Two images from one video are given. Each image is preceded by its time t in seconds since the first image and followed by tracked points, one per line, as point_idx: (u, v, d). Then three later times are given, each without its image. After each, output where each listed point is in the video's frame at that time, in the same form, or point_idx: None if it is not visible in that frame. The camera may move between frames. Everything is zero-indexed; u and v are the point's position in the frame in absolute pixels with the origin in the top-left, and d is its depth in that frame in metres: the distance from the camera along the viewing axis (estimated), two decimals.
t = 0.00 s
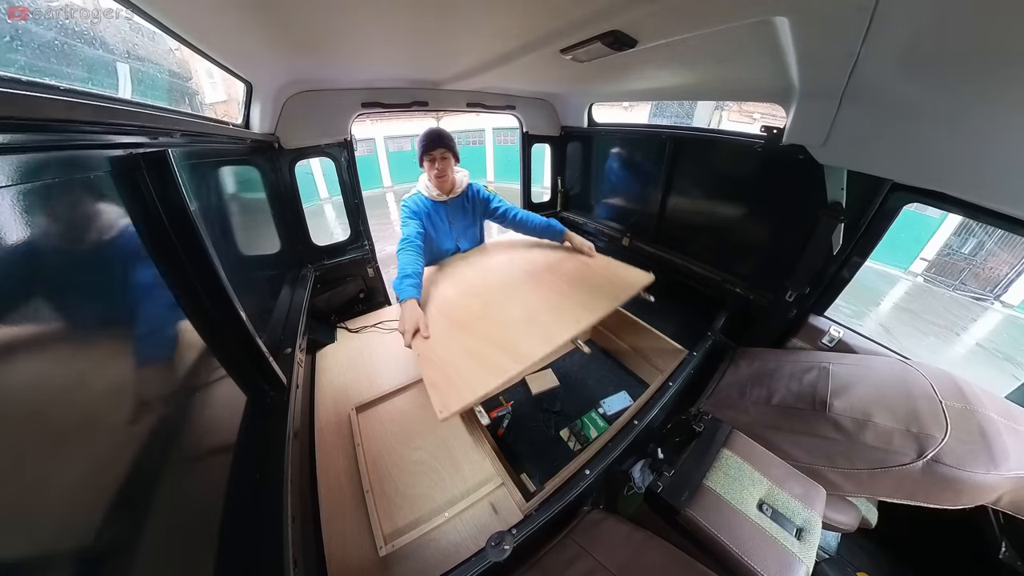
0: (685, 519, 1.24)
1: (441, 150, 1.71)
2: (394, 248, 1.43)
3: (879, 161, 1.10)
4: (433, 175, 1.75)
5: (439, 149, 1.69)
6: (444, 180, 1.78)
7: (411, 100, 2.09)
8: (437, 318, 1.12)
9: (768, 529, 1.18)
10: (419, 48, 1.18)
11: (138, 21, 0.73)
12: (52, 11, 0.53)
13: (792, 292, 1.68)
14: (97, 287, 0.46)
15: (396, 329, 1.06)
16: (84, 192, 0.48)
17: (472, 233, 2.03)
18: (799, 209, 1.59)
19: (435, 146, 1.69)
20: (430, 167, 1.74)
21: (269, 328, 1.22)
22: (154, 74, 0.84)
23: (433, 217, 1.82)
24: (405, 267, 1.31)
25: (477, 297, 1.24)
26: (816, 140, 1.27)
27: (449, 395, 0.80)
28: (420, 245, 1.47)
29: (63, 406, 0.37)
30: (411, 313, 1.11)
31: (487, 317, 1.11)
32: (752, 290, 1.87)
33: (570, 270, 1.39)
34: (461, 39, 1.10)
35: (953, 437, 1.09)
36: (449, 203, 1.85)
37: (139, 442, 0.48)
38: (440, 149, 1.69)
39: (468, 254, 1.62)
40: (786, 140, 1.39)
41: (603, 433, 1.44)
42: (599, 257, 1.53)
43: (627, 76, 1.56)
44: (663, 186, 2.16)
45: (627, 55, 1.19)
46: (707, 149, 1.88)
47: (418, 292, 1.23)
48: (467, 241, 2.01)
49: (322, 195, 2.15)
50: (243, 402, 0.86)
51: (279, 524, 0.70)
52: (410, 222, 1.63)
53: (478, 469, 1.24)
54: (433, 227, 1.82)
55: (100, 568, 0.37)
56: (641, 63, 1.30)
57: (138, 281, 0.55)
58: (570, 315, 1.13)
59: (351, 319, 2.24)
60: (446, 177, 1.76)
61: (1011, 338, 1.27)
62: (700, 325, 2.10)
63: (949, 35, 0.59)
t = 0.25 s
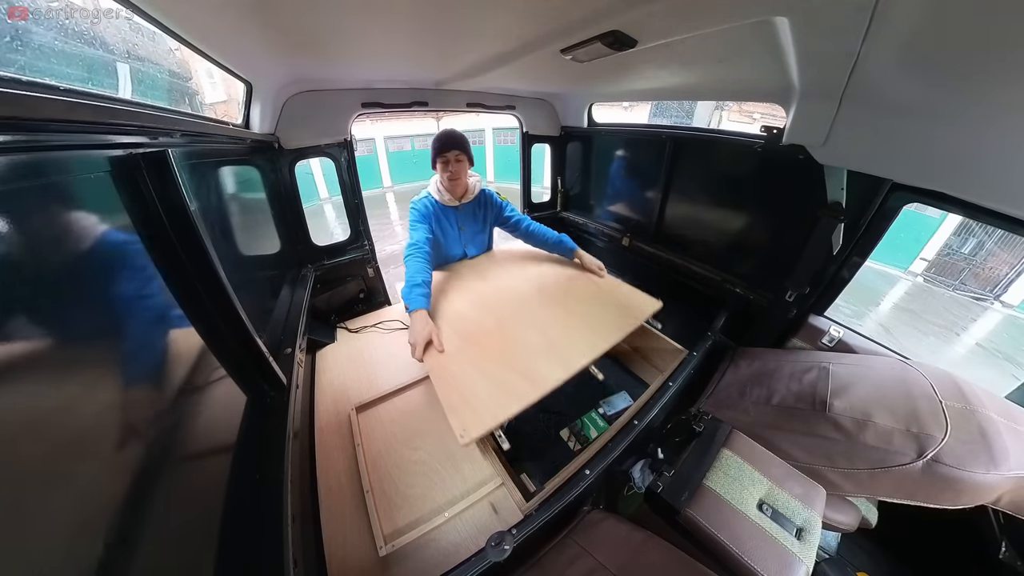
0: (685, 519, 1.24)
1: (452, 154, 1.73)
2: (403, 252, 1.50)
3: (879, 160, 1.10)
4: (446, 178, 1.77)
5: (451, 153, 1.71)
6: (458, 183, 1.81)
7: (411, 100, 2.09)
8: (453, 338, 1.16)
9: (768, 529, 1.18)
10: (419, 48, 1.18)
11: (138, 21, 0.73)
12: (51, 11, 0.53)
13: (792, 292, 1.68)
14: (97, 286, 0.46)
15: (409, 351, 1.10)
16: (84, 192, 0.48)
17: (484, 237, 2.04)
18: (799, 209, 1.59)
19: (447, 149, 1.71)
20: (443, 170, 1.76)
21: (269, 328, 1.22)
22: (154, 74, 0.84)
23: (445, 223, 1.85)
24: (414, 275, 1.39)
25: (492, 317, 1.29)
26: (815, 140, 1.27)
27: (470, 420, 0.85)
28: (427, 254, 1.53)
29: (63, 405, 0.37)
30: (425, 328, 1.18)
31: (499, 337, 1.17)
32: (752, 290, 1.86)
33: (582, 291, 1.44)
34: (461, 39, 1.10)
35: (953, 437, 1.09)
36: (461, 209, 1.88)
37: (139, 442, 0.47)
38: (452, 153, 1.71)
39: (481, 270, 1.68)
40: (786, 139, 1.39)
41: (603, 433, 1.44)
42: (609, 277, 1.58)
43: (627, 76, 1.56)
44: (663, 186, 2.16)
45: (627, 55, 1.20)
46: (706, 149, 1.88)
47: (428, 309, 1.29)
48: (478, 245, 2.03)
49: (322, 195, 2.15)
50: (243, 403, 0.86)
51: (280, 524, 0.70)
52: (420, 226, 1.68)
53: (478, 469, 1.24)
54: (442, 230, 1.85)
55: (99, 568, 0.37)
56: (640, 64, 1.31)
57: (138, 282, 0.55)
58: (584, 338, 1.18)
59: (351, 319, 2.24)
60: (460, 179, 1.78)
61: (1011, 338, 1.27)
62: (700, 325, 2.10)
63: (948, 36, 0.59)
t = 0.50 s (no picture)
0: (685, 519, 1.24)
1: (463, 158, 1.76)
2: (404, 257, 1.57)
3: (878, 160, 1.10)
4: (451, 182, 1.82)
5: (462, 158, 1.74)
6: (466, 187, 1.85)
7: (411, 100, 2.10)
8: (460, 350, 1.27)
9: (768, 529, 1.18)
10: (419, 48, 1.18)
11: (138, 20, 0.73)
12: (51, 11, 0.53)
13: (792, 292, 1.68)
14: (94, 284, 0.46)
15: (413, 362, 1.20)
16: (82, 192, 0.47)
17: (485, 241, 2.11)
18: (798, 209, 1.59)
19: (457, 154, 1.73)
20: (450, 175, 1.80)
21: (269, 328, 1.22)
22: (154, 74, 0.84)
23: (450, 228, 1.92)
24: (417, 282, 1.47)
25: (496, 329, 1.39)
26: (815, 140, 1.27)
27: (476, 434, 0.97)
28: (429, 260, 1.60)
29: (63, 405, 0.37)
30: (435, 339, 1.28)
31: (503, 350, 1.28)
32: (751, 290, 1.86)
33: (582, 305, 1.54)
34: (461, 39, 1.10)
35: (953, 437, 1.09)
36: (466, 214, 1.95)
37: (138, 443, 0.47)
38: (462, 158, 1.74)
39: (485, 279, 1.77)
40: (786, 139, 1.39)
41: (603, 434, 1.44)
42: (608, 291, 1.70)
43: (627, 76, 1.56)
44: (663, 186, 2.16)
45: (626, 55, 1.20)
46: (706, 149, 1.88)
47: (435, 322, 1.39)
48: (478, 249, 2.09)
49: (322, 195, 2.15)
50: (243, 403, 0.86)
51: (280, 525, 0.70)
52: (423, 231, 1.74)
53: (478, 469, 1.24)
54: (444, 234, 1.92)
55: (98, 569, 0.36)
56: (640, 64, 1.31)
57: (137, 282, 0.55)
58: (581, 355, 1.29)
59: (351, 319, 2.24)
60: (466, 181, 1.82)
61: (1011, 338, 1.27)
62: (699, 325, 2.10)
63: (948, 36, 0.59)
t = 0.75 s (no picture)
0: (685, 519, 1.24)
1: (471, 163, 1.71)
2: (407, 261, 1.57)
3: (879, 160, 1.10)
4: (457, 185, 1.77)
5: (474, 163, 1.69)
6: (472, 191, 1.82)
7: (411, 100, 2.10)
8: (467, 353, 1.28)
9: (769, 529, 1.18)
10: (419, 48, 1.18)
11: (138, 20, 0.73)
12: (52, 11, 0.53)
13: (792, 292, 1.68)
14: (94, 285, 0.46)
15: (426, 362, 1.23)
16: (81, 192, 0.47)
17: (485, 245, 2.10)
18: (798, 209, 1.59)
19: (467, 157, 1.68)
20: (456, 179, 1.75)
21: (269, 328, 1.22)
22: (155, 74, 0.84)
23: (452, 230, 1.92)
24: (420, 285, 1.47)
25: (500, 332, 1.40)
26: (815, 140, 1.27)
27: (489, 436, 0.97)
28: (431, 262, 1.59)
29: (61, 407, 0.37)
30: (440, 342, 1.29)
31: (510, 352, 1.29)
32: (751, 290, 1.86)
33: (582, 308, 1.57)
34: (461, 40, 1.10)
35: (953, 437, 1.08)
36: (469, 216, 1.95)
37: (137, 443, 0.47)
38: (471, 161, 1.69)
39: (488, 283, 1.79)
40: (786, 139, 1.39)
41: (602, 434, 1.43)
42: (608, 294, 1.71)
43: (627, 76, 1.56)
44: (663, 187, 2.17)
45: (626, 56, 1.20)
46: (706, 149, 1.88)
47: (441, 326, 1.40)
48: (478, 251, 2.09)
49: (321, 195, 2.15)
50: (242, 403, 0.86)
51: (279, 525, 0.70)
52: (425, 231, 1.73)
53: (478, 469, 1.24)
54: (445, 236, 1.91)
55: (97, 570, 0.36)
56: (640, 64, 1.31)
57: (136, 283, 0.55)
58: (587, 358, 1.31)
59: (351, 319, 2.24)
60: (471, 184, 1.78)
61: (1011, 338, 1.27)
62: (699, 325, 2.10)
63: (947, 36, 0.59)
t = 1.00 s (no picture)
0: (684, 518, 1.25)
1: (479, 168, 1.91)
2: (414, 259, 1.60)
3: (878, 158, 1.10)
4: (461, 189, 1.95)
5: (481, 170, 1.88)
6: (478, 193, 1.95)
7: (411, 100, 2.13)
8: (475, 358, 1.59)
9: (769, 528, 1.18)
10: (418, 49, 1.19)
11: (136, 20, 0.73)
12: (49, 12, 0.53)
13: (792, 292, 1.72)
14: (91, 285, 0.46)
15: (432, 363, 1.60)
16: (75, 193, 0.46)
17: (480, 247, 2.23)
18: (797, 210, 1.60)
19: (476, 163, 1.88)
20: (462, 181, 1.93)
21: (269, 328, 1.22)
22: (154, 74, 0.84)
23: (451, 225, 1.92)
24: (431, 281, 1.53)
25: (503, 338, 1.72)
26: (814, 140, 1.28)
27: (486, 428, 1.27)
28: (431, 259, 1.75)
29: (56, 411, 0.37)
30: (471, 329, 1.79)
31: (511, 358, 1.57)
32: (751, 290, 1.89)
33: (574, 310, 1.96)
34: (460, 40, 1.10)
35: (954, 437, 1.06)
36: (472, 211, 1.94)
37: (132, 447, 0.47)
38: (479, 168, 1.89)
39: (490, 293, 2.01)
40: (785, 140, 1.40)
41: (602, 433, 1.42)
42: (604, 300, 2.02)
43: (626, 76, 1.56)
44: (662, 187, 2.17)
45: (625, 56, 1.20)
46: (705, 150, 1.89)
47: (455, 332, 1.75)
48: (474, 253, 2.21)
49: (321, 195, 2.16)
50: (241, 405, 0.86)
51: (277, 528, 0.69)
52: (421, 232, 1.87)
53: (476, 469, 1.23)
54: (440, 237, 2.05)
55: None
56: (638, 64, 1.31)
57: (131, 284, 0.54)
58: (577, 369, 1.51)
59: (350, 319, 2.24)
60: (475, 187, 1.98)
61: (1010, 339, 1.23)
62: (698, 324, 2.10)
63: (946, 36, 0.59)
